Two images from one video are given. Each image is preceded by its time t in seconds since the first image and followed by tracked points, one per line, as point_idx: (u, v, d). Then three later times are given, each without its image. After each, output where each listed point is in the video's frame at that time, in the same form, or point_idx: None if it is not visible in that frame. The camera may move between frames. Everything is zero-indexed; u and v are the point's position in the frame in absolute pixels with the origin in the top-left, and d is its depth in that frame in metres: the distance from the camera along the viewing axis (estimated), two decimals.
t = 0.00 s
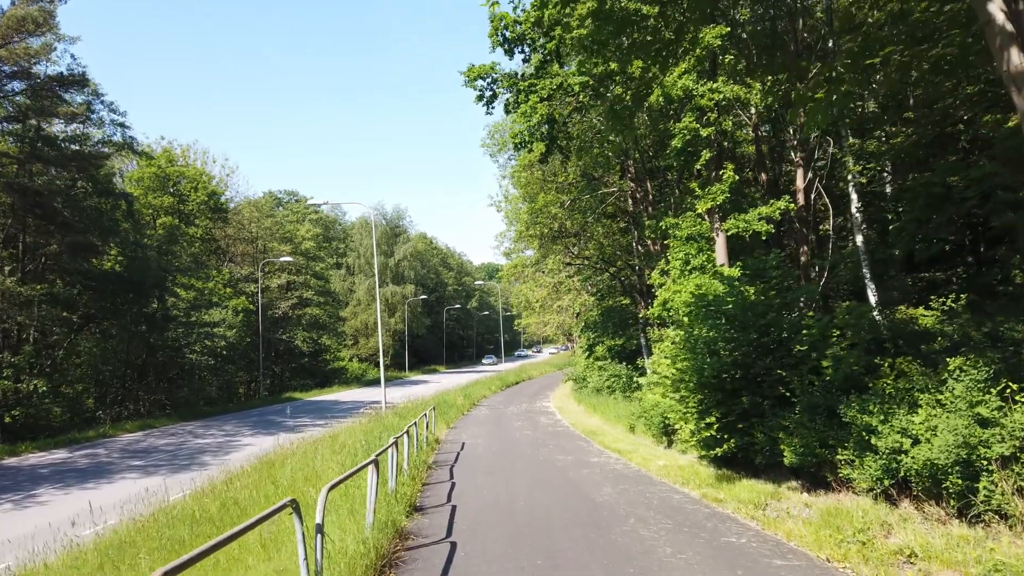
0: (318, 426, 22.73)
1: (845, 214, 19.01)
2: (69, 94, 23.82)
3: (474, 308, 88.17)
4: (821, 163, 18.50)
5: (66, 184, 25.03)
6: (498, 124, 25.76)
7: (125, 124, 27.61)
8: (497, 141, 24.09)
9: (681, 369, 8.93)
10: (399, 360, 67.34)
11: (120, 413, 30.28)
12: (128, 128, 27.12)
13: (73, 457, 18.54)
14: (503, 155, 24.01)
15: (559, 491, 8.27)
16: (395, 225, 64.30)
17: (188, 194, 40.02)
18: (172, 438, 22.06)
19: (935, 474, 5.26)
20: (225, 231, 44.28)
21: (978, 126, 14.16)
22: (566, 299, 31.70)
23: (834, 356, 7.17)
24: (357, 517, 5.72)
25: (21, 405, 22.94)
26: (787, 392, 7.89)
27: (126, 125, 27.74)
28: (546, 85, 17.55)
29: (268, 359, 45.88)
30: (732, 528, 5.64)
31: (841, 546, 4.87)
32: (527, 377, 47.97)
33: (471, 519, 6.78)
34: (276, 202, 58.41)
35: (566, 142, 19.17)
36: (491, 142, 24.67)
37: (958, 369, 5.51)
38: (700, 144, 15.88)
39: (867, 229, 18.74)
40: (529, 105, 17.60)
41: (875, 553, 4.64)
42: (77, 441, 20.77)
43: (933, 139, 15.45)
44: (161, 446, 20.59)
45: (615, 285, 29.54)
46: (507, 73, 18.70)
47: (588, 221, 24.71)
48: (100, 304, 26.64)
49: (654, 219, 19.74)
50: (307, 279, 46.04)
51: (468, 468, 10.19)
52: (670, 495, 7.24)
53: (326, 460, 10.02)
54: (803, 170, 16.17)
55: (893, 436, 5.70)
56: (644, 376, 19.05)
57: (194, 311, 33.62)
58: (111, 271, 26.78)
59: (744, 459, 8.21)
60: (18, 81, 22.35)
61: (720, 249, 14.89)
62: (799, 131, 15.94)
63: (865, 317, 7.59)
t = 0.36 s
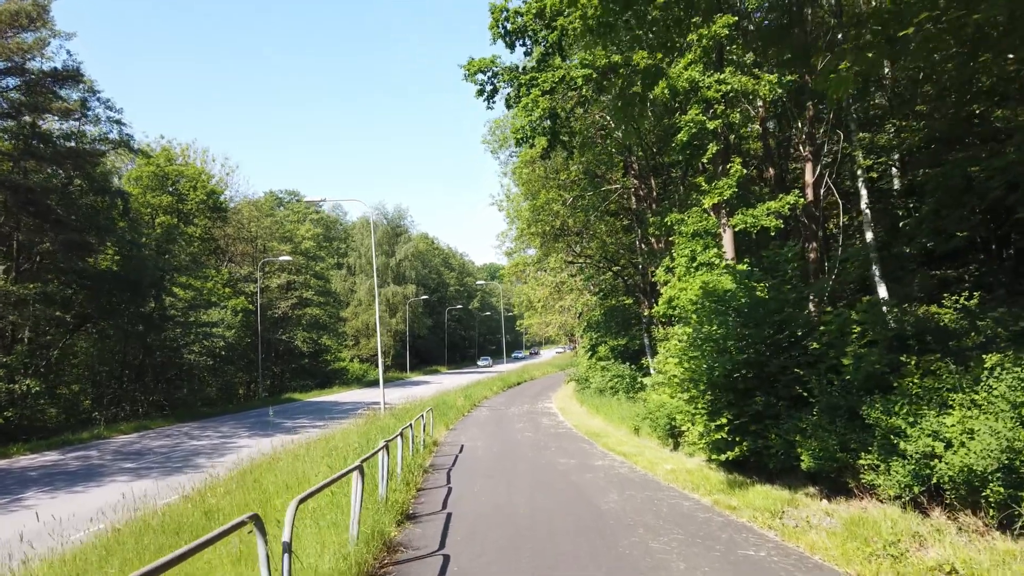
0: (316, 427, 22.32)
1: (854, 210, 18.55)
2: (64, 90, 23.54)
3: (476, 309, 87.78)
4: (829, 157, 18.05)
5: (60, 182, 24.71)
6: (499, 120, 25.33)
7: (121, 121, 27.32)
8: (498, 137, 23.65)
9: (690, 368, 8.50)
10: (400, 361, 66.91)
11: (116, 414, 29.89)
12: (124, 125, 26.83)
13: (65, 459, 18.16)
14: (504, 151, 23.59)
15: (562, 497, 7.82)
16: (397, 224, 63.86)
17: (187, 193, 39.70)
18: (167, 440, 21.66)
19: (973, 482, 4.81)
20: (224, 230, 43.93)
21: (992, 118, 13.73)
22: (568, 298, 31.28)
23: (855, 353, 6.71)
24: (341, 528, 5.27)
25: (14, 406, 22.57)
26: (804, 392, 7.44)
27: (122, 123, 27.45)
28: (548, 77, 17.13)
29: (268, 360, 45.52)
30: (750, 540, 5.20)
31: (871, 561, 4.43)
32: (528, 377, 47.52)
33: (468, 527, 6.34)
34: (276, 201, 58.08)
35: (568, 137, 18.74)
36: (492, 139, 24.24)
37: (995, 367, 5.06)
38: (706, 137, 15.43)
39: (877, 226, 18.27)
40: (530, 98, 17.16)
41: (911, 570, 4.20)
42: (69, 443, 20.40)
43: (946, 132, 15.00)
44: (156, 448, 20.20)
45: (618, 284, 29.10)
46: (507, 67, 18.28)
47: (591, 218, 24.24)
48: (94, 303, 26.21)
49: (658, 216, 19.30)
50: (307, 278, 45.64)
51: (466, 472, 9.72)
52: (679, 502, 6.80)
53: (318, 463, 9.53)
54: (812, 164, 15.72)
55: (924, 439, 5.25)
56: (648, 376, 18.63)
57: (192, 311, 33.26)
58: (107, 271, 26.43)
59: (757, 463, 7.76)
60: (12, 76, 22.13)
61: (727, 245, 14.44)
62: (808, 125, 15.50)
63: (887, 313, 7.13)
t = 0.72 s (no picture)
0: (312, 429, 21.87)
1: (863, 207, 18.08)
2: (54, 86, 23.07)
3: (476, 308, 87.32)
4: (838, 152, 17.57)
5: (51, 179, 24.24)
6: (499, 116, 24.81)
7: (114, 117, 26.84)
8: (497, 133, 23.17)
9: (700, 371, 8.04)
10: (399, 361, 66.45)
11: (108, 415, 29.80)
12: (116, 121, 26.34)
13: (53, 463, 17.73)
14: (503, 147, 23.10)
15: (564, 509, 7.34)
16: (396, 223, 63.37)
17: (183, 191, 39.25)
18: (159, 443, 21.22)
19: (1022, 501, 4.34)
20: (221, 229, 43.43)
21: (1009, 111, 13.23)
22: (568, 298, 30.79)
23: (880, 356, 6.23)
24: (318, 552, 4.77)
25: (4, 408, 22.16)
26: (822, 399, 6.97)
27: (115, 119, 26.97)
28: (548, 70, 16.64)
29: (266, 360, 45.07)
30: (773, 564, 4.74)
31: None
32: (528, 377, 47.06)
33: (463, 545, 5.87)
34: (275, 200, 57.59)
35: (569, 132, 18.27)
36: (491, 135, 23.75)
37: None
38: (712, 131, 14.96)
39: (886, 223, 17.78)
40: (530, 92, 16.69)
41: None
42: (60, 446, 19.96)
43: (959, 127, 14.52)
44: (147, 450, 19.76)
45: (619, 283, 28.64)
46: (507, 60, 17.78)
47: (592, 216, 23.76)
48: (86, 303, 25.60)
49: (662, 213, 18.82)
50: (305, 278, 45.13)
51: (463, 479, 9.25)
52: (690, 517, 6.33)
53: (308, 471, 9.08)
54: (821, 160, 15.26)
55: (964, 453, 4.79)
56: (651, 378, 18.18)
57: (187, 311, 32.79)
58: (99, 270, 25.96)
59: (772, 473, 7.29)
60: None
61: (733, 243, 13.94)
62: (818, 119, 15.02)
63: (912, 313, 6.65)
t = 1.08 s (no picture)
0: (313, 429, 21.46)
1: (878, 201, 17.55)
2: (51, 80, 22.75)
3: (480, 308, 86.87)
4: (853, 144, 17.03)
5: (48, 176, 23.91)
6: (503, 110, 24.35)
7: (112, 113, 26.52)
8: (501, 128, 22.74)
9: (718, 367, 7.55)
10: (403, 361, 66.03)
11: (109, 415, 28.97)
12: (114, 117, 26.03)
13: (48, 463, 17.39)
14: (507, 142, 22.66)
15: (573, 515, 6.87)
16: (399, 223, 63.00)
17: (185, 189, 38.98)
18: (157, 443, 20.86)
19: None
20: (223, 227, 43.08)
21: None
22: (574, 296, 30.31)
23: (917, 350, 5.75)
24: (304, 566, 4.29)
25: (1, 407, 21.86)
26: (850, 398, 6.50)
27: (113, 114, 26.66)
28: (553, 60, 16.19)
29: (268, 359, 44.74)
30: None
31: None
32: (533, 377, 46.57)
33: (465, 554, 5.40)
34: (278, 199, 57.29)
35: (576, 125, 17.80)
36: (495, 129, 23.30)
37: None
38: (722, 121, 14.47)
39: (902, 218, 17.25)
40: (535, 82, 16.21)
41: None
42: (56, 446, 19.63)
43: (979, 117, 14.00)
44: (145, 450, 19.41)
45: (626, 281, 28.14)
46: (511, 50, 17.30)
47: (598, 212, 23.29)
48: (84, 300, 25.25)
49: (670, 208, 18.33)
50: (308, 276, 44.75)
51: (464, 482, 8.75)
52: (710, 523, 5.86)
53: (304, 474, 8.58)
54: (835, 151, 14.80)
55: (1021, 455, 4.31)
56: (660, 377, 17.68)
57: (187, 309, 32.47)
58: (97, 267, 25.77)
59: (795, 476, 6.82)
60: None
61: (746, 237, 13.47)
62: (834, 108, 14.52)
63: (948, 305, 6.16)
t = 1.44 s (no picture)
0: (310, 430, 21.07)
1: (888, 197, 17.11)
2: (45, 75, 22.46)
3: (482, 308, 86.45)
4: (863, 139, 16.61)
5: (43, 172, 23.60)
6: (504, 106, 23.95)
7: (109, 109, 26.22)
8: (502, 124, 22.34)
9: (730, 366, 7.13)
10: (404, 361, 65.60)
11: (103, 415, 28.73)
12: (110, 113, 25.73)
13: (40, 465, 17.04)
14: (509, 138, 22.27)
15: (576, 523, 6.45)
16: (400, 222, 62.61)
17: (183, 188, 38.70)
18: (152, 444, 20.50)
19: None
20: (222, 226, 42.68)
21: None
22: (576, 295, 29.87)
23: (948, 346, 5.32)
24: None
25: None
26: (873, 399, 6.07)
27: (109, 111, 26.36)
28: (555, 52, 15.78)
29: (267, 359, 44.39)
30: None
31: None
32: (535, 378, 46.12)
33: (459, 567, 4.98)
34: (279, 198, 56.95)
35: (578, 119, 17.40)
36: (496, 125, 22.90)
37: None
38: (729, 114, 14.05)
39: (912, 214, 16.79)
40: (537, 75, 15.83)
41: None
42: (48, 447, 19.27)
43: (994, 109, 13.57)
44: (139, 452, 19.04)
45: (629, 281, 27.70)
46: (512, 42, 16.89)
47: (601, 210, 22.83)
48: (80, 300, 25.17)
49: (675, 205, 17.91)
50: (308, 276, 44.33)
51: (462, 486, 8.35)
52: (724, 534, 5.45)
53: (295, 478, 8.20)
54: (844, 145, 14.46)
55: None
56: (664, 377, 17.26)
57: (184, 309, 32.12)
58: (93, 265, 25.56)
59: (814, 482, 6.40)
60: None
61: (754, 232, 13.03)
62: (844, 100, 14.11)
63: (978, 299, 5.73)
